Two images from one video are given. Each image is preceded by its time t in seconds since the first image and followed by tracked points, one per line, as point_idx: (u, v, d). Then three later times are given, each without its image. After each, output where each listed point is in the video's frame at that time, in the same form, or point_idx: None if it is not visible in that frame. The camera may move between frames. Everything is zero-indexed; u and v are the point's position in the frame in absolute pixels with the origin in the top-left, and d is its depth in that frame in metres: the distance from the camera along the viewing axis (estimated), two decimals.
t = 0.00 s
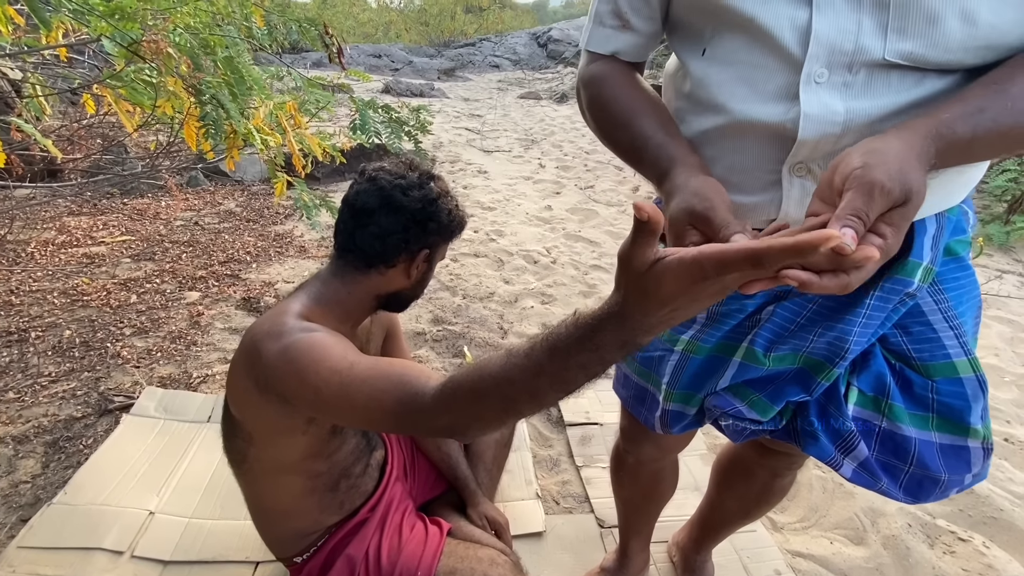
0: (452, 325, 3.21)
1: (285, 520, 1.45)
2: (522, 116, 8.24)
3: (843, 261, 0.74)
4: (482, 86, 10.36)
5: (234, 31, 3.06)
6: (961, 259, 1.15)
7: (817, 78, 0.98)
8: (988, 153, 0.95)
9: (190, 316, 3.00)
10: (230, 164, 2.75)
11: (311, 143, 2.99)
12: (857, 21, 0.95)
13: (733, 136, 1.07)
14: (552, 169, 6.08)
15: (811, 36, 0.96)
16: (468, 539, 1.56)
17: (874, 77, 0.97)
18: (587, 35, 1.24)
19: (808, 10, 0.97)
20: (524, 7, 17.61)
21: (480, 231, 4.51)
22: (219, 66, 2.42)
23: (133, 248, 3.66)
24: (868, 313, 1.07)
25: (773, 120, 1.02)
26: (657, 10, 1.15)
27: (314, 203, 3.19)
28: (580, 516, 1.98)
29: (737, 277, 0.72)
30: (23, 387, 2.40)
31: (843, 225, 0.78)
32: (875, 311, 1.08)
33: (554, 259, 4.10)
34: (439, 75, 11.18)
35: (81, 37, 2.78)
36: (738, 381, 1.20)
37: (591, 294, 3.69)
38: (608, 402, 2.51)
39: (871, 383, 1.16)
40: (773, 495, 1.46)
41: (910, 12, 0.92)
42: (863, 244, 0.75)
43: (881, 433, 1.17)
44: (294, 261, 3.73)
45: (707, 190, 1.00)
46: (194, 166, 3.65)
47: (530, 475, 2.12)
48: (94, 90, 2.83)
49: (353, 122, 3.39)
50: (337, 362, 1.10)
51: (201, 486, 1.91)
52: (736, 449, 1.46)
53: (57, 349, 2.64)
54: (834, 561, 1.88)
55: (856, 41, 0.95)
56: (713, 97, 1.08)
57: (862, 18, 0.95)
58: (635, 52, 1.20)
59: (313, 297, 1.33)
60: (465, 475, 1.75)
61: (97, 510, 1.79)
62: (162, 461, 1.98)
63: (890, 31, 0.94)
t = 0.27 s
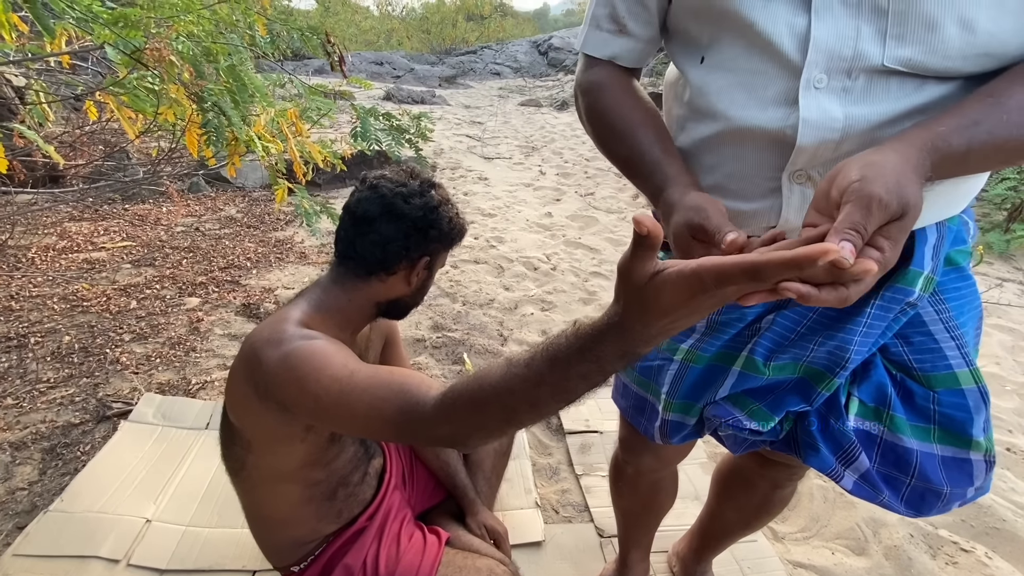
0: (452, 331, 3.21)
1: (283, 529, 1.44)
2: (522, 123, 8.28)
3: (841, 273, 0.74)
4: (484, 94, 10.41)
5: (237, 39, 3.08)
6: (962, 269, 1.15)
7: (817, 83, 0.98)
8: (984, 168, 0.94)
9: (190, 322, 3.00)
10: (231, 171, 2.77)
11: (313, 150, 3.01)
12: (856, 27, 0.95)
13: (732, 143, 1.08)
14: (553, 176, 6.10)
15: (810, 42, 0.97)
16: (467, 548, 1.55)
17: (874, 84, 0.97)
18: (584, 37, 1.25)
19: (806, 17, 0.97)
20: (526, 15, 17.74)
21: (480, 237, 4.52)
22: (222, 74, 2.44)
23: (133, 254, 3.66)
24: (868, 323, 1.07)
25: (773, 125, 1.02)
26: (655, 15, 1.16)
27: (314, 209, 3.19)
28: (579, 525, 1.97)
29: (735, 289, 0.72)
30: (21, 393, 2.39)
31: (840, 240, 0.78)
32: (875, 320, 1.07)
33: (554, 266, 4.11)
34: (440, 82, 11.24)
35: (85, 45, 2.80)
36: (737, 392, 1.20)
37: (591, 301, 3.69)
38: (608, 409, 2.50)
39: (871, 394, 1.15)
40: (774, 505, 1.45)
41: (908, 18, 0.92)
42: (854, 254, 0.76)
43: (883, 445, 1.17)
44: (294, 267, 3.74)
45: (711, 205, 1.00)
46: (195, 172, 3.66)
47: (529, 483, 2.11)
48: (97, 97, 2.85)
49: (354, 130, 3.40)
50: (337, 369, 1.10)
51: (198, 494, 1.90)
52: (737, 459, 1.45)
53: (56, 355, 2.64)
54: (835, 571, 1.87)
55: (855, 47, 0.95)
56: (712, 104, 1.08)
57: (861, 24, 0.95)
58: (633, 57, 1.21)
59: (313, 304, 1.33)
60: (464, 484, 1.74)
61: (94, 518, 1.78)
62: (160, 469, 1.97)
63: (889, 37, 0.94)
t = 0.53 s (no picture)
0: (451, 339, 3.20)
1: (280, 539, 1.43)
2: (523, 131, 8.32)
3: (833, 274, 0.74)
4: (485, 102, 10.47)
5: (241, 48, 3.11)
6: (971, 283, 1.14)
7: (818, 108, 0.95)
8: (984, 182, 0.93)
9: (190, 329, 3.00)
10: (233, 178, 2.78)
11: (314, 158, 3.03)
12: (854, 53, 0.93)
13: (734, 165, 1.07)
14: (553, 183, 6.11)
15: (808, 68, 0.95)
16: (465, 560, 1.54)
17: (876, 107, 0.95)
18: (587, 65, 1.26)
19: (803, 43, 0.96)
20: (527, 24, 17.88)
21: (481, 245, 4.52)
22: (225, 82, 2.46)
23: (134, 260, 3.67)
24: (878, 339, 1.06)
25: (775, 148, 1.01)
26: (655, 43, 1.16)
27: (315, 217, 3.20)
28: (579, 536, 1.96)
29: (732, 294, 0.72)
30: (19, 400, 2.39)
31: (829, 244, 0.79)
32: (886, 336, 1.06)
33: (555, 273, 4.11)
34: (442, 90, 11.31)
35: (89, 52, 2.82)
36: (746, 407, 1.18)
37: (592, 309, 3.69)
38: (608, 419, 2.50)
39: (882, 409, 1.14)
40: (777, 518, 1.44)
41: (906, 42, 0.90)
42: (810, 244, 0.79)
43: (895, 460, 1.15)
44: (295, 274, 3.74)
45: (710, 217, 1.01)
46: (197, 179, 3.68)
47: (528, 494, 2.10)
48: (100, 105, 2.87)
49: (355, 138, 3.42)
50: (334, 378, 1.10)
51: (195, 503, 1.89)
52: (740, 471, 1.44)
53: (55, 362, 2.63)
54: None
55: (854, 72, 0.93)
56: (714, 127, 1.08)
57: (858, 49, 0.93)
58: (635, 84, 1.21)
59: (311, 312, 1.33)
60: (462, 495, 1.73)
61: (90, 527, 1.76)
62: (157, 477, 1.96)
63: (886, 62, 0.92)
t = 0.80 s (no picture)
0: (452, 347, 3.19)
1: (277, 551, 1.42)
2: (525, 140, 8.36)
3: (829, 301, 0.74)
4: (487, 110, 10.53)
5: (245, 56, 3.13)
6: (981, 302, 1.13)
7: (814, 126, 0.95)
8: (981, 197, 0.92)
9: (190, 336, 3.00)
10: (236, 186, 2.79)
11: (316, 166, 3.04)
12: (847, 72, 0.93)
13: (732, 182, 1.07)
14: (555, 192, 6.13)
15: (803, 87, 0.95)
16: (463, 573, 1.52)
17: (872, 124, 0.94)
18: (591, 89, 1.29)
19: (797, 63, 0.96)
20: (530, 34, 18.02)
21: (482, 252, 4.52)
22: (228, 91, 2.48)
23: (136, 267, 3.67)
24: (882, 357, 1.05)
25: (772, 166, 1.00)
26: (656, 66, 1.20)
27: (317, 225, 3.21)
28: (580, 549, 1.94)
29: (732, 316, 0.73)
30: (18, 407, 2.38)
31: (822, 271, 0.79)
32: (891, 354, 1.05)
33: (556, 282, 4.11)
34: (444, 98, 11.38)
35: (95, 61, 2.84)
36: (747, 423, 1.17)
37: (593, 318, 3.68)
38: (608, 430, 2.49)
39: (889, 429, 1.12)
40: (780, 536, 1.42)
41: (899, 61, 0.90)
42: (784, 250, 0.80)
43: (903, 482, 1.13)
44: (296, 281, 3.74)
45: (708, 248, 1.02)
46: (200, 187, 3.69)
47: (528, 505, 2.08)
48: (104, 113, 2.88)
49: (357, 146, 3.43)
50: (331, 391, 1.09)
51: (192, 513, 1.88)
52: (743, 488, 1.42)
53: (55, 369, 2.63)
54: None
55: (848, 91, 0.93)
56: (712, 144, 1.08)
57: (852, 69, 0.93)
58: (641, 106, 1.24)
59: (308, 322, 1.32)
60: (461, 506, 1.72)
61: (86, 537, 1.75)
62: (154, 487, 1.95)
63: (880, 81, 0.92)
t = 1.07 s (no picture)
0: (453, 356, 3.18)
1: (274, 563, 1.40)
2: (527, 148, 8.39)
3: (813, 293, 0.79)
4: (490, 119, 10.59)
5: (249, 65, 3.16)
6: (990, 320, 1.11)
7: (817, 145, 0.95)
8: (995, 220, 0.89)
9: (191, 343, 3.00)
10: (239, 194, 2.81)
11: (318, 174, 3.06)
12: (849, 91, 0.93)
13: (735, 201, 1.07)
14: (556, 200, 6.14)
15: (805, 106, 0.95)
16: None
17: (875, 142, 0.93)
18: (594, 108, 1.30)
19: (798, 82, 0.96)
20: (533, 43, 18.16)
21: (483, 261, 4.53)
22: (232, 101, 2.49)
23: (138, 274, 3.68)
24: (890, 376, 1.03)
25: (775, 185, 0.99)
26: (656, 88, 1.21)
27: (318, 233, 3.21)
28: (579, 563, 1.96)
29: (720, 313, 0.71)
30: (18, 415, 2.37)
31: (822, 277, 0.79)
32: (899, 373, 1.04)
33: (557, 290, 4.10)
34: (447, 107, 11.46)
35: (100, 70, 2.87)
36: (755, 442, 1.18)
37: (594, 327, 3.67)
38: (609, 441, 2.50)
39: (899, 450, 1.10)
40: (785, 555, 1.40)
41: (901, 80, 0.90)
42: (791, 246, 0.76)
43: (913, 504, 1.10)
44: (297, 289, 3.75)
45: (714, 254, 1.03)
46: (203, 194, 3.71)
47: (529, 517, 2.07)
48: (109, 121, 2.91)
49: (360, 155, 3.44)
50: (329, 403, 1.08)
51: (189, 524, 1.86)
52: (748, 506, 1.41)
53: (56, 376, 2.62)
54: None
55: (850, 110, 0.93)
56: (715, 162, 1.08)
57: (854, 88, 0.93)
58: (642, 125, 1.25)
59: (307, 332, 1.32)
60: (461, 518, 1.70)
61: (82, 547, 1.73)
62: (152, 496, 1.93)
63: (883, 99, 0.91)
